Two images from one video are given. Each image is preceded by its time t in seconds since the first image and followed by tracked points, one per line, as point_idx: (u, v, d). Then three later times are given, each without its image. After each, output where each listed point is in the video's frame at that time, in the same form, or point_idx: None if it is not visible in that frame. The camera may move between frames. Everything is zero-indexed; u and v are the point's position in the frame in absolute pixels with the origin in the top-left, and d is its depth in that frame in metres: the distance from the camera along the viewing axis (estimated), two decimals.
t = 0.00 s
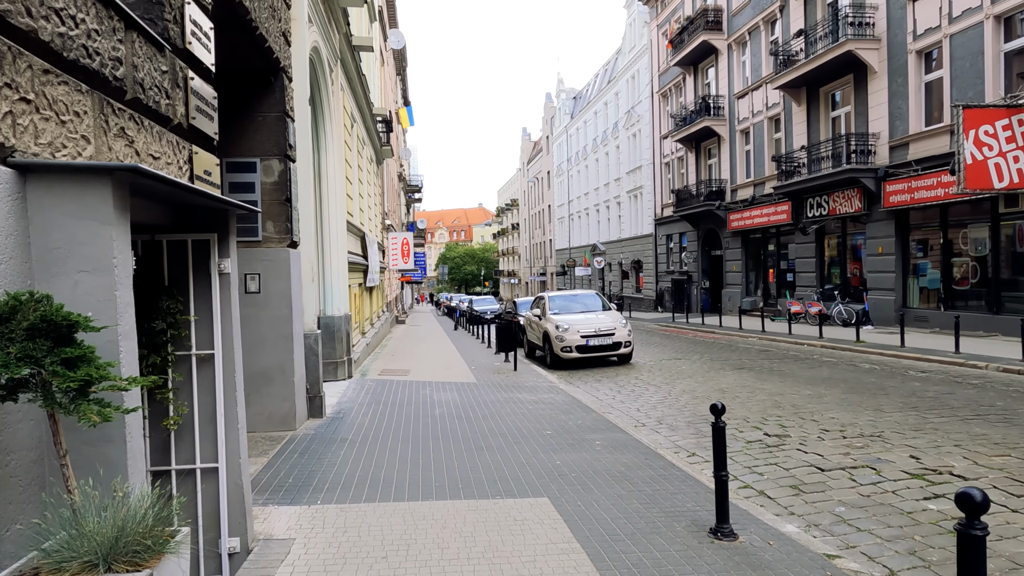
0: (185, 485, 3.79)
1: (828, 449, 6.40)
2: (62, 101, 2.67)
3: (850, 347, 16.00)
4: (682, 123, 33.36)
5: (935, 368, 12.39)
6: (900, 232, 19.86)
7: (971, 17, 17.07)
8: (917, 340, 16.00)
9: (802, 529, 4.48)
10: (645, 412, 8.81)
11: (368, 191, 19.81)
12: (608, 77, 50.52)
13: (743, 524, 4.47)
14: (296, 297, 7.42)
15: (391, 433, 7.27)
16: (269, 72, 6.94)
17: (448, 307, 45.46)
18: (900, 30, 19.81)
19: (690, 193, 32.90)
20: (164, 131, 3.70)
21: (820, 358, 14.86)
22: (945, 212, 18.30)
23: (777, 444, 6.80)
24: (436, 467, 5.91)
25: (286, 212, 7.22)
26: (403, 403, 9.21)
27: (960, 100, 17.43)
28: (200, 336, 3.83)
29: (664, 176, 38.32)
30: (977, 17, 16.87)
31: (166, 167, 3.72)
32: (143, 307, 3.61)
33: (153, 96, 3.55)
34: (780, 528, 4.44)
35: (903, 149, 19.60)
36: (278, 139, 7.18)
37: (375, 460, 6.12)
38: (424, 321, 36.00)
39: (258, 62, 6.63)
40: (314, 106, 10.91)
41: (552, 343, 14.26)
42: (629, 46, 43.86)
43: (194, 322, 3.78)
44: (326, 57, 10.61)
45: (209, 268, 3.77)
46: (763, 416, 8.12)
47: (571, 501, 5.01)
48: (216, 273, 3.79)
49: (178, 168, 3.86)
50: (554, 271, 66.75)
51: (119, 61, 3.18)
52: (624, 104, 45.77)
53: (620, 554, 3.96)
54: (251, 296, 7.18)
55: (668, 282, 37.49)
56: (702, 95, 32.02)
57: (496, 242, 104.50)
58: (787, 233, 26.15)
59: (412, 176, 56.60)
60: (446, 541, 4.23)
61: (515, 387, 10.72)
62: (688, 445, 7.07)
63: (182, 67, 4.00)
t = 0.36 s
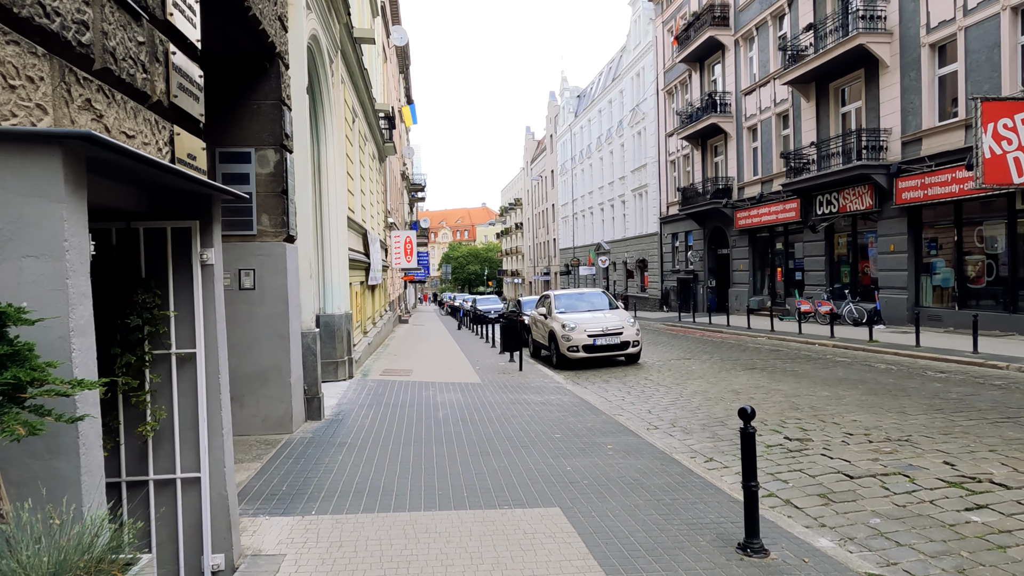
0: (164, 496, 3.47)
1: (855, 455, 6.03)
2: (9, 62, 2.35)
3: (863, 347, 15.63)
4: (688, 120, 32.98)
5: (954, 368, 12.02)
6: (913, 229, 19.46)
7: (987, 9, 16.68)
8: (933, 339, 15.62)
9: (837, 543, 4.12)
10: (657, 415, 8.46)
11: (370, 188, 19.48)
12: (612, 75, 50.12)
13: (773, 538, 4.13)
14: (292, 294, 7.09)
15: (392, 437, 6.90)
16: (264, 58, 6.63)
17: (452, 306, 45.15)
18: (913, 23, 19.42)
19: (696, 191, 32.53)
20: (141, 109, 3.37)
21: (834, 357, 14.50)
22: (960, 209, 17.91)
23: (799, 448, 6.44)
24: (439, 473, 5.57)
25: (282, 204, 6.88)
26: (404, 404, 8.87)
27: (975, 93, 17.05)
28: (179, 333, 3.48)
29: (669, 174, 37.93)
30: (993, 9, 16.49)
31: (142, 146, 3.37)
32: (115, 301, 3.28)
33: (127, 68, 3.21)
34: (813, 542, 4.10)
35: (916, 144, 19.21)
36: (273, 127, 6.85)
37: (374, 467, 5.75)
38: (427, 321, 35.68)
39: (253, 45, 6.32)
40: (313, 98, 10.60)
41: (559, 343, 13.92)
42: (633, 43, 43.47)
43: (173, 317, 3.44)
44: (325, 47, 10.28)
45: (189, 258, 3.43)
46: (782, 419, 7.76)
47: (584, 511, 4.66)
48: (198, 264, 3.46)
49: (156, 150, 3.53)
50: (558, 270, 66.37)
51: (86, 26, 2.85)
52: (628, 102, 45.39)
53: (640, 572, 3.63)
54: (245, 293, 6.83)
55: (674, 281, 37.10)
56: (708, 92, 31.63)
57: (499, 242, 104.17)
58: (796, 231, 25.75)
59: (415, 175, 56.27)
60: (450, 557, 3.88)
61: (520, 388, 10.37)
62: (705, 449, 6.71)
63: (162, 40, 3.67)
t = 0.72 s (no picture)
0: (139, 520, 3.15)
1: (884, 468, 5.67)
2: None
3: (878, 350, 15.23)
4: (697, 119, 32.57)
5: (976, 373, 11.61)
6: (928, 229, 19.02)
7: (1007, 3, 16.25)
8: (950, 342, 15.20)
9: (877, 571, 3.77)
10: (670, 422, 8.11)
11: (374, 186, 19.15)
12: (619, 73, 49.69)
13: (807, 565, 3.77)
14: (291, 296, 6.75)
15: (392, 446, 6.54)
16: (260, 47, 6.33)
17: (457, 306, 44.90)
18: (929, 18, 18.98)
19: (704, 190, 32.14)
20: (111, 91, 3.03)
21: (849, 360, 14.10)
22: (977, 209, 17.47)
23: (824, 460, 6.07)
24: (442, 488, 5.21)
25: (278, 200, 6.55)
26: (407, 410, 8.51)
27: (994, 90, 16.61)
28: (155, 340, 3.14)
29: (677, 173, 37.53)
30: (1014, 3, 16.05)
31: (112, 132, 3.04)
32: (80, 303, 2.94)
33: (94, 44, 2.87)
34: (851, 570, 3.74)
35: (932, 142, 18.76)
36: (269, 120, 6.53)
37: (373, 480, 5.40)
38: (432, 321, 35.44)
39: (248, 34, 6.01)
40: (314, 92, 10.27)
41: (566, 345, 13.57)
42: (640, 42, 43.07)
43: (148, 322, 3.11)
44: (327, 39, 9.96)
45: (165, 256, 3.11)
46: (803, 427, 7.39)
47: (599, 531, 4.31)
48: (174, 262, 3.13)
49: (129, 136, 3.19)
50: (564, 270, 65.99)
51: None
52: (635, 100, 44.98)
53: None
54: (240, 294, 6.50)
55: (682, 281, 36.69)
56: (717, 90, 31.19)
57: (504, 241, 103.83)
58: (807, 231, 25.32)
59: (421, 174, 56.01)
60: None
61: (528, 392, 10.02)
62: (723, 460, 6.36)
63: (138, 17, 3.33)
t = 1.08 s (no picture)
0: (97, 541, 2.85)
1: (916, 477, 5.29)
2: None
3: (892, 349, 14.84)
4: (703, 114, 32.16)
5: (997, 373, 11.21)
6: (942, 226, 18.58)
7: None
8: (966, 341, 14.80)
9: None
10: (683, 425, 7.74)
11: (376, 182, 18.81)
12: (624, 69, 49.25)
13: None
14: (284, 293, 6.41)
15: (391, 451, 6.17)
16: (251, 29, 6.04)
17: (461, 304, 44.61)
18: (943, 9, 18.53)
19: (711, 186, 31.75)
20: (65, 58, 2.68)
21: (863, 360, 13.71)
22: (993, 205, 17.06)
23: (851, 467, 5.70)
24: (443, 499, 4.84)
25: (270, 191, 6.20)
26: (408, 412, 8.14)
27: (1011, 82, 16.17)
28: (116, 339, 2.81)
29: (683, 169, 37.12)
30: None
31: (65, 103, 2.69)
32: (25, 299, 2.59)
33: (44, 2, 2.52)
34: None
35: (946, 136, 18.32)
36: (260, 107, 6.18)
37: (369, 491, 5.03)
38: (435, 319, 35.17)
39: (236, 13, 5.66)
40: (312, 83, 9.93)
41: (572, 343, 13.21)
42: (646, 37, 42.66)
43: (108, 320, 2.78)
44: (325, 26, 9.61)
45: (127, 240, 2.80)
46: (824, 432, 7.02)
47: (614, 549, 3.93)
48: (139, 252, 2.82)
49: (87, 109, 2.83)
50: (567, 268, 65.65)
51: None
52: (640, 96, 44.58)
53: None
54: (230, 290, 6.14)
55: (687, 279, 36.29)
56: (724, 85, 30.77)
57: (508, 239, 103.51)
58: (816, 228, 24.90)
59: (424, 171, 55.77)
60: None
61: (533, 393, 9.67)
62: (741, 467, 5.98)
63: None
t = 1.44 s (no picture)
0: None
1: (957, 492, 4.91)
2: None
3: (909, 351, 14.45)
4: (711, 112, 31.75)
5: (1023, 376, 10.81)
6: (958, 224, 18.17)
7: None
8: (985, 343, 14.40)
9: None
10: (699, 433, 7.38)
11: (380, 181, 18.49)
12: (629, 67, 48.81)
13: None
14: (281, 295, 6.10)
15: (395, 462, 5.83)
16: (245, 16, 5.72)
17: (465, 304, 44.28)
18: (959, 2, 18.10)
19: (719, 185, 31.35)
20: (21, 28, 2.36)
21: (880, 362, 13.32)
22: (1011, 203, 16.64)
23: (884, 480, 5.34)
24: (449, 516, 4.52)
25: (266, 186, 5.87)
26: (413, 418, 7.80)
27: None
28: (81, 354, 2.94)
29: (690, 168, 36.70)
30: None
31: (20, 80, 2.36)
32: None
33: None
34: None
35: (962, 133, 17.90)
36: (255, 98, 5.85)
37: (370, 507, 4.70)
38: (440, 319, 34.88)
39: None
40: (313, 78, 9.62)
41: (581, 345, 12.85)
42: (652, 34, 42.23)
43: (70, 328, 2.91)
44: (325, 18, 9.28)
45: (91, 241, 2.90)
46: (850, 440, 6.66)
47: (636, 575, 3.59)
48: (105, 249, 2.92)
49: (48, 88, 2.51)
50: (573, 268, 65.21)
51: None
52: (646, 95, 44.16)
53: None
54: (224, 292, 5.82)
55: (694, 279, 35.89)
56: (732, 82, 30.34)
57: (512, 239, 103.14)
58: (827, 227, 24.49)
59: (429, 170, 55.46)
60: None
61: (542, 397, 9.35)
62: (766, 479, 5.63)
63: None
